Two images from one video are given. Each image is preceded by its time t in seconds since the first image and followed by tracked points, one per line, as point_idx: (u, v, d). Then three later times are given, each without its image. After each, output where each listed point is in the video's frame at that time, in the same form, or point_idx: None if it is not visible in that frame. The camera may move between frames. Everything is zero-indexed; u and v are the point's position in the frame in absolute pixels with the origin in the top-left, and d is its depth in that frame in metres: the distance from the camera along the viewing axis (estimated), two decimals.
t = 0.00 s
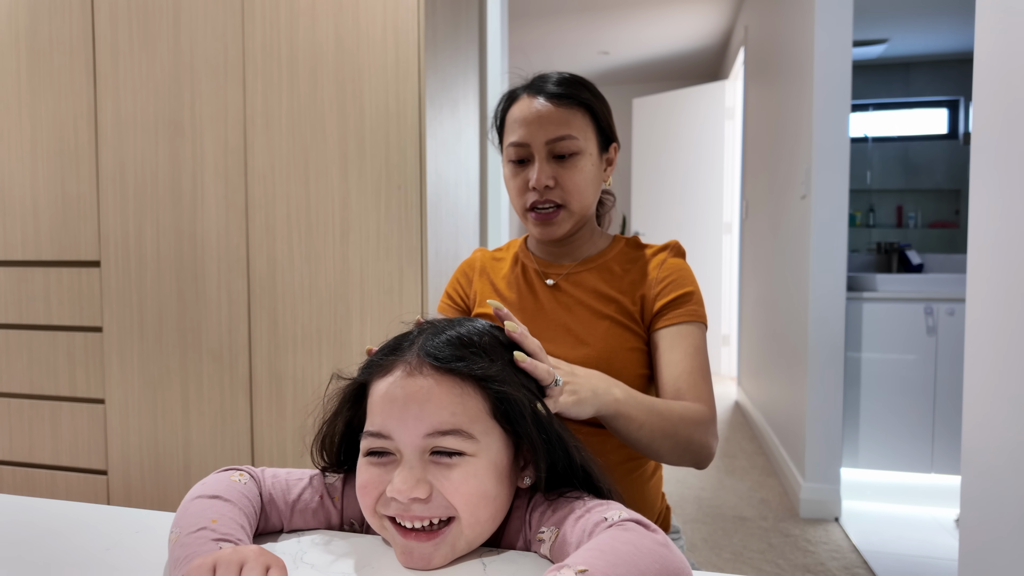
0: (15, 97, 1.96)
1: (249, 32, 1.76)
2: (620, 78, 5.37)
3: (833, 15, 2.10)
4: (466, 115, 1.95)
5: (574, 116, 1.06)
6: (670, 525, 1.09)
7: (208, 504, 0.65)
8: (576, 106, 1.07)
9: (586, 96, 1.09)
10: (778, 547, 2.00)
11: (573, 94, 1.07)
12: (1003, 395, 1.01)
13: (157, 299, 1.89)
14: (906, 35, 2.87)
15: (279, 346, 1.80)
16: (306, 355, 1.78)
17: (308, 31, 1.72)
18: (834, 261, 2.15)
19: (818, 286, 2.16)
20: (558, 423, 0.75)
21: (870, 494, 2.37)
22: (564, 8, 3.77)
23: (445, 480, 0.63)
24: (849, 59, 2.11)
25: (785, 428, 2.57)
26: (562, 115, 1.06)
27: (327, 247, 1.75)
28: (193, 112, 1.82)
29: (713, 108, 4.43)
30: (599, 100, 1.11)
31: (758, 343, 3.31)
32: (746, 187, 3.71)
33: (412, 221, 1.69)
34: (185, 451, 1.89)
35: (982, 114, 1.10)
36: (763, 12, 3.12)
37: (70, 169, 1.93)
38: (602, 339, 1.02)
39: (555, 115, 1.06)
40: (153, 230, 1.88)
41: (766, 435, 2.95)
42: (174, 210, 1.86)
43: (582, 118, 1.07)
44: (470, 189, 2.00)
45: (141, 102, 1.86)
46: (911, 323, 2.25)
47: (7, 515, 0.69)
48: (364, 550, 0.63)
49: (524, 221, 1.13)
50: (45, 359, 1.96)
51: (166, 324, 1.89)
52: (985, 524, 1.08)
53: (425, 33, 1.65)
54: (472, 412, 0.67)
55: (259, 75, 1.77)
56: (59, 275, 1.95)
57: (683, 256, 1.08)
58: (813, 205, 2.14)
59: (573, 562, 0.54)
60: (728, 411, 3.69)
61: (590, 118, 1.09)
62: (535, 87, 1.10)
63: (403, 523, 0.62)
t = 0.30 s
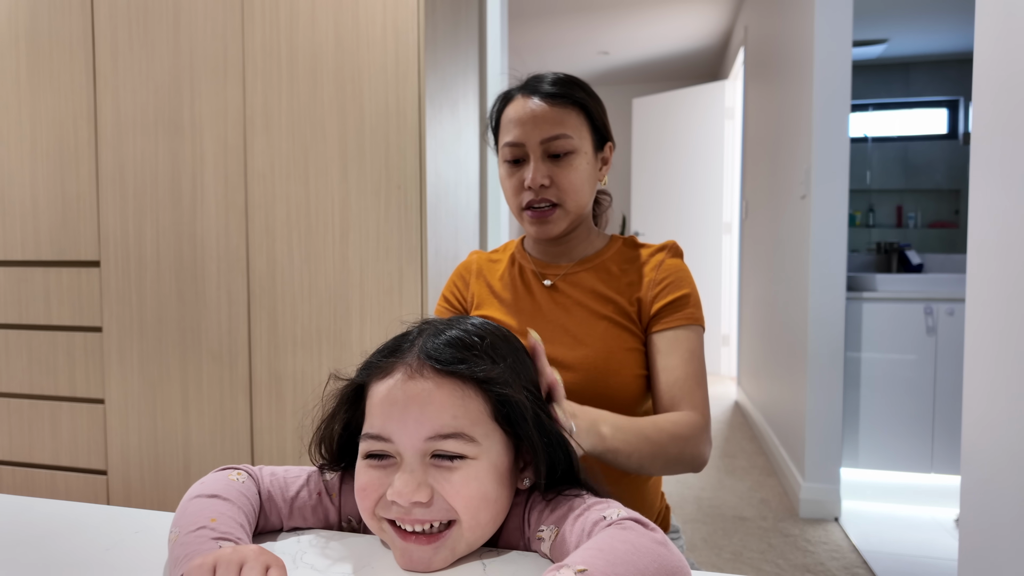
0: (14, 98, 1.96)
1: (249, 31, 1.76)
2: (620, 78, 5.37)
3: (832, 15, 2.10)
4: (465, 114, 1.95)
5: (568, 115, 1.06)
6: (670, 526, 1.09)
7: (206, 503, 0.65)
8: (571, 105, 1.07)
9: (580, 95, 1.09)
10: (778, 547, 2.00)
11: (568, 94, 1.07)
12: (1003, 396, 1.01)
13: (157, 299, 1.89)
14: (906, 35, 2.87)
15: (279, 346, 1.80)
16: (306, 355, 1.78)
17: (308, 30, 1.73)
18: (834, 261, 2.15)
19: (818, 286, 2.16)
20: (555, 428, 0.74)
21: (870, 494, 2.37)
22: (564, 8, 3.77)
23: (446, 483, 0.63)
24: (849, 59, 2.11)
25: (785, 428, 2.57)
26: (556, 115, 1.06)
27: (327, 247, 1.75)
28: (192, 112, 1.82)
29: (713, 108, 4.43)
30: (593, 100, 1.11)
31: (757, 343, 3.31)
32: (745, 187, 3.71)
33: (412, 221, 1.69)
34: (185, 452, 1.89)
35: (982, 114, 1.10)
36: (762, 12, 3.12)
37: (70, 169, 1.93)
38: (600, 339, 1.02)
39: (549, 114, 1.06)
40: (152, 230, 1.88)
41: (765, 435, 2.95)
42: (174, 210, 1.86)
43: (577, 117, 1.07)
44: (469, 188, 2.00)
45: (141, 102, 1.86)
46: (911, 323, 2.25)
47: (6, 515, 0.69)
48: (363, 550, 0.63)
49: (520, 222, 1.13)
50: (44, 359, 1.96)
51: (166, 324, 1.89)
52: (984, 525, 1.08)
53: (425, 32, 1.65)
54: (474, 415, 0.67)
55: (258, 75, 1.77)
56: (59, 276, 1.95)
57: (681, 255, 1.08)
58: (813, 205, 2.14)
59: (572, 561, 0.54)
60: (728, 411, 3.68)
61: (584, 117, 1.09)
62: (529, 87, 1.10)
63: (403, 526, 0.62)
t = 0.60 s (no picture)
0: (14, 98, 1.96)
1: (249, 31, 1.76)
2: (619, 78, 5.37)
3: (832, 16, 2.10)
4: (465, 115, 1.95)
5: (564, 116, 1.06)
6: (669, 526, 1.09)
7: (203, 504, 0.65)
8: (567, 106, 1.07)
9: (576, 95, 1.09)
10: (778, 547, 2.00)
11: (564, 94, 1.07)
12: (1002, 396, 1.01)
13: (157, 299, 1.89)
14: (906, 35, 2.87)
15: (279, 345, 1.80)
16: (306, 355, 1.78)
17: (308, 30, 1.72)
18: (834, 260, 2.15)
19: (818, 285, 2.16)
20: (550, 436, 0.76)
21: (869, 494, 2.37)
22: (564, 8, 3.77)
23: (447, 486, 0.63)
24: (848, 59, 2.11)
25: (785, 428, 2.57)
26: (553, 115, 1.06)
27: (327, 247, 1.75)
28: (193, 112, 1.82)
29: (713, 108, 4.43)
30: (589, 100, 1.11)
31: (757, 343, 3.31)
32: (745, 187, 3.71)
33: (412, 221, 1.69)
34: (184, 451, 1.89)
35: (982, 114, 1.10)
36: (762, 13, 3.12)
37: (70, 169, 1.93)
38: (598, 338, 1.02)
39: (546, 115, 1.06)
40: (152, 230, 1.88)
41: (765, 435, 2.95)
42: (174, 209, 1.86)
43: (573, 118, 1.07)
44: (469, 189, 2.00)
45: (141, 101, 1.86)
46: (910, 323, 2.25)
47: (4, 515, 0.69)
48: (360, 551, 0.62)
49: (518, 222, 1.13)
50: (43, 359, 1.96)
51: (166, 324, 1.89)
52: (983, 526, 1.08)
53: (425, 33, 1.65)
54: (475, 418, 0.67)
55: (258, 74, 1.77)
56: (59, 276, 1.95)
57: (678, 255, 1.09)
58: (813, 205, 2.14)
59: (573, 561, 0.54)
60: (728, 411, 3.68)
61: (580, 118, 1.09)
62: (525, 88, 1.10)
63: (402, 529, 0.62)
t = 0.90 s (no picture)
0: (14, 98, 1.96)
1: (248, 31, 1.76)
2: (619, 78, 5.37)
3: (832, 16, 2.10)
4: (465, 115, 1.95)
5: (563, 119, 1.07)
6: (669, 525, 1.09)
7: (205, 505, 0.65)
8: (565, 109, 1.07)
9: (575, 98, 1.09)
10: (777, 547, 2.00)
11: (562, 98, 1.07)
12: (1003, 395, 1.01)
13: (157, 299, 1.89)
14: (905, 35, 2.87)
15: (279, 345, 1.80)
16: (306, 355, 1.78)
17: (308, 30, 1.72)
18: (834, 261, 2.15)
19: (817, 285, 2.16)
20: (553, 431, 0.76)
21: (869, 494, 2.37)
22: (564, 8, 3.77)
23: (445, 487, 0.63)
24: (848, 60, 2.11)
25: (784, 428, 2.57)
26: (552, 119, 1.06)
27: (327, 247, 1.75)
28: (193, 112, 1.82)
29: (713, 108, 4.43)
30: (587, 103, 1.12)
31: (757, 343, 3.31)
32: (745, 187, 3.71)
33: (412, 221, 1.69)
34: (184, 451, 1.89)
35: (982, 113, 1.10)
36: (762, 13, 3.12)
37: (70, 169, 1.93)
38: (597, 336, 1.02)
39: (545, 118, 1.06)
40: (152, 230, 1.88)
41: (765, 435, 2.95)
42: (173, 210, 1.86)
43: (572, 121, 1.07)
44: (469, 189, 2.00)
45: (141, 101, 1.86)
46: (910, 324, 2.25)
47: (6, 515, 0.69)
48: (361, 552, 0.62)
49: (518, 224, 1.13)
50: (43, 359, 1.96)
51: (166, 324, 1.89)
52: (984, 525, 1.08)
53: (425, 33, 1.65)
54: (473, 418, 0.67)
55: (258, 74, 1.77)
56: (58, 276, 1.95)
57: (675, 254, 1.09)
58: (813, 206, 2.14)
59: (576, 563, 0.54)
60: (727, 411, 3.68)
61: (578, 121, 1.09)
62: (524, 92, 1.10)
63: (401, 529, 0.62)
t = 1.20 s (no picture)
0: (14, 98, 1.96)
1: (248, 31, 1.76)
2: (619, 78, 5.37)
3: (833, 16, 2.10)
4: (465, 115, 1.95)
5: (565, 122, 1.07)
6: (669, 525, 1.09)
7: (209, 505, 0.65)
8: (567, 112, 1.08)
9: (576, 101, 1.09)
10: (777, 547, 2.00)
11: (564, 101, 1.08)
12: (1003, 395, 1.01)
13: (157, 299, 1.89)
14: (905, 36, 2.87)
15: (279, 345, 1.80)
16: (306, 355, 1.78)
17: (308, 30, 1.72)
18: (835, 261, 2.15)
19: (817, 285, 2.16)
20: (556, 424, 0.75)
21: (869, 494, 2.37)
22: (564, 8, 3.77)
23: (446, 487, 0.63)
24: (848, 60, 2.11)
25: (784, 428, 2.57)
26: (554, 121, 1.06)
27: (326, 247, 1.75)
28: (192, 112, 1.82)
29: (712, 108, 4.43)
30: (588, 106, 1.12)
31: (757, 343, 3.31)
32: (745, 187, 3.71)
33: (411, 221, 1.69)
34: (184, 451, 1.89)
35: (982, 113, 1.10)
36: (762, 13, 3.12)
37: (69, 169, 1.93)
38: (601, 335, 1.02)
39: (547, 121, 1.06)
40: (152, 230, 1.88)
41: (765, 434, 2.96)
42: (173, 209, 1.86)
43: (573, 124, 1.08)
44: (469, 188, 2.00)
45: (141, 101, 1.86)
46: (910, 324, 2.26)
47: (6, 515, 0.69)
48: (360, 552, 0.62)
49: (519, 225, 1.13)
50: (44, 358, 1.96)
51: (166, 324, 1.89)
52: (983, 525, 1.08)
53: (424, 33, 1.65)
54: (473, 418, 0.67)
55: (258, 74, 1.77)
56: (58, 276, 1.95)
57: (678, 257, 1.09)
58: (813, 206, 2.14)
59: (572, 561, 0.54)
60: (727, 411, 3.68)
61: (580, 124, 1.09)
62: (526, 94, 1.10)
63: (402, 529, 0.62)
